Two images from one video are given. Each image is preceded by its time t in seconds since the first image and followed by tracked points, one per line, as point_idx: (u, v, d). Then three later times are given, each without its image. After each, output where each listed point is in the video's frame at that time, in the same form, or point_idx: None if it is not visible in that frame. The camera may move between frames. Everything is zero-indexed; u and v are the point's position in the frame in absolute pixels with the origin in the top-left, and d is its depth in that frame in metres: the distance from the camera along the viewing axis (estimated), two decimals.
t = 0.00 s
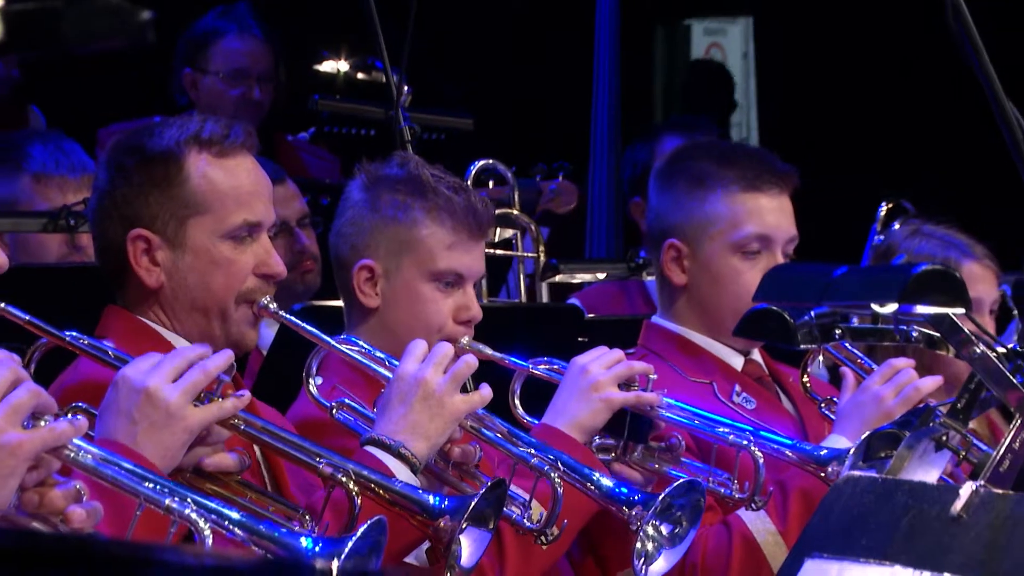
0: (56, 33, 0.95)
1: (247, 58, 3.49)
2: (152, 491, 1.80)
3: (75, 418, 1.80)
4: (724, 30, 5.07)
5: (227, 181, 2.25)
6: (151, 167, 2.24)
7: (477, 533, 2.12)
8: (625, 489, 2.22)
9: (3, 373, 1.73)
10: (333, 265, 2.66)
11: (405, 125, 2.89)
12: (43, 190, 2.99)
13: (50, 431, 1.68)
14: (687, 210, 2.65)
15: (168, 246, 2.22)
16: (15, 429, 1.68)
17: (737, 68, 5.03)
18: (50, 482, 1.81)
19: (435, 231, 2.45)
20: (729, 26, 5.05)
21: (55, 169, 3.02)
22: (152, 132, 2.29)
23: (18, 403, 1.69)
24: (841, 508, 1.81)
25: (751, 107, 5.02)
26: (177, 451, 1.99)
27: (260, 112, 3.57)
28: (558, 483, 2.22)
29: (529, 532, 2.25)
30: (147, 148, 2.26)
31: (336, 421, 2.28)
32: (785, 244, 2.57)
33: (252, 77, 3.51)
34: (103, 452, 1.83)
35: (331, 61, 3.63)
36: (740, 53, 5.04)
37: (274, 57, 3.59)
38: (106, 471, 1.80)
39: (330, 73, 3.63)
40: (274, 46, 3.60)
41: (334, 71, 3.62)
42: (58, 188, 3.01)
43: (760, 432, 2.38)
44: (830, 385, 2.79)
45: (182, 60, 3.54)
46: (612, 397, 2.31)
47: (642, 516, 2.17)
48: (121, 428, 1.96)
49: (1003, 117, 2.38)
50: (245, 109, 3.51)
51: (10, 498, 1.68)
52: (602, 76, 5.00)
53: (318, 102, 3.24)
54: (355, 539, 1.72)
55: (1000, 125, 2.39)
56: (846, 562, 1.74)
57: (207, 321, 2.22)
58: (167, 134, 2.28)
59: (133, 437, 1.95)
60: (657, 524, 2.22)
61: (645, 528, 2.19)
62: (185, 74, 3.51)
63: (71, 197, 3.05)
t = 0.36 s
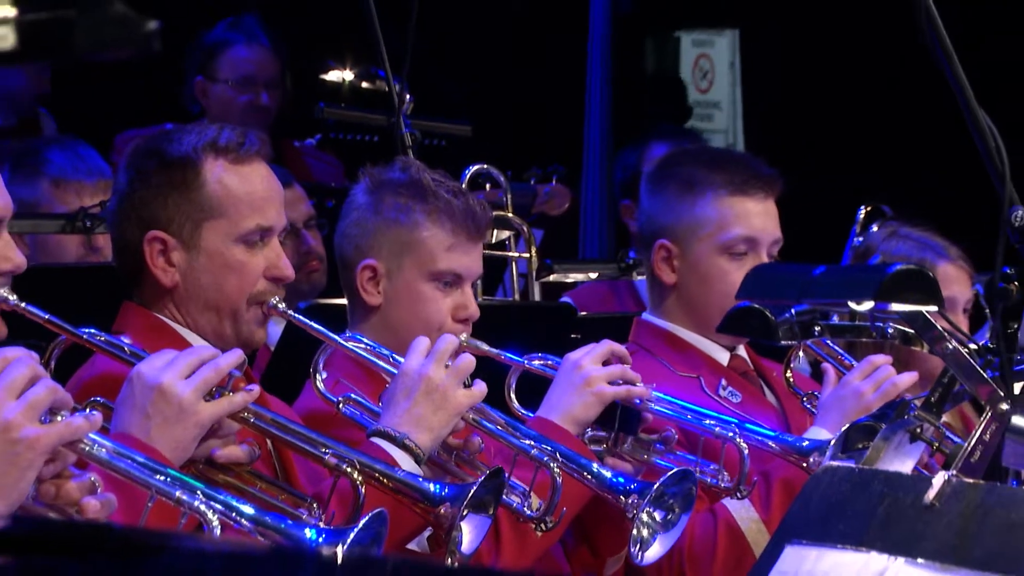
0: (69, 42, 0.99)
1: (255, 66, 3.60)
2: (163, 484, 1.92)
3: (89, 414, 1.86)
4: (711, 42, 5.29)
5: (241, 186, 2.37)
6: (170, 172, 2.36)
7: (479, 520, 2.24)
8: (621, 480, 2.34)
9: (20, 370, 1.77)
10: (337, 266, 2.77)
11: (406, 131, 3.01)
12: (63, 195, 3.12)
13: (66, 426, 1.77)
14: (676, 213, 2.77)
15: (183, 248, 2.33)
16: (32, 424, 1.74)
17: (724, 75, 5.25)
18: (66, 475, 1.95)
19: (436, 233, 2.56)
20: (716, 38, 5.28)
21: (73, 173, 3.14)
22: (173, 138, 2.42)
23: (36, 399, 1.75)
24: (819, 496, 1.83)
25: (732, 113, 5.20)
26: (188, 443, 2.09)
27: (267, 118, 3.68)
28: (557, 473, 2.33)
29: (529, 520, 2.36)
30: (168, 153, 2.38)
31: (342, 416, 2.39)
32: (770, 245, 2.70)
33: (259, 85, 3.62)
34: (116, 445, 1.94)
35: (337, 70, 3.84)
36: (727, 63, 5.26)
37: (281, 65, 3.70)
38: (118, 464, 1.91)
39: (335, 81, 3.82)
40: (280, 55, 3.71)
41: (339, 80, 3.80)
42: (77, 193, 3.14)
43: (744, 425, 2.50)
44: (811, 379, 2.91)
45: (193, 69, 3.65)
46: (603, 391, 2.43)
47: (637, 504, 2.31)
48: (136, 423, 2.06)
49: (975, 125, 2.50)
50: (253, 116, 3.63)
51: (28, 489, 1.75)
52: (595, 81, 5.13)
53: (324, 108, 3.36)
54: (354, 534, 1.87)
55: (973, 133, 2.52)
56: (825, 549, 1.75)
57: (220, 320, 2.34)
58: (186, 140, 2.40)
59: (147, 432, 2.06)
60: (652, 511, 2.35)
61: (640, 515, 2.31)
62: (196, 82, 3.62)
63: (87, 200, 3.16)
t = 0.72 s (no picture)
0: (89, 49, 1.00)
1: (269, 78, 3.73)
2: (178, 475, 2.03)
3: (107, 407, 1.95)
4: (702, 53, 5.38)
5: (254, 191, 2.49)
6: (185, 176, 2.48)
7: (483, 503, 2.35)
8: (615, 469, 2.45)
9: (42, 365, 1.87)
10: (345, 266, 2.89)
11: (412, 138, 3.13)
12: (84, 199, 3.24)
13: (85, 419, 1.86)
14: (670, 215, 2.88)
15: (198, 249, 2.45)
16: (52, 417, 1.84)
17: (715, 87, 5.38)
18: (85, 465, 2.05)
19: (439, 235, 2.68)
20: (708, 49, 5.37)
21: (95, 178, 3.27)
22: (188, 144, 2.53)
23: (58, 393, 1.85)
24: (806, 486, 2.13)
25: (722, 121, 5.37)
26: (205, 436, 2.21)
27: (280, 128, 3.80)
28: (554, 463, 2.46)
29: (528, 507, 2.50)
30: (183, 158, 2.50)
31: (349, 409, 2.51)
32: (759, 246, 2.82)
33: (272, 96, 3.75)
34: (133, 437, 2.05)
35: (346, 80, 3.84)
36: (718, 74, 5.38)
37: (294, 76, 3.83)
38: (136, 455, 2.02)
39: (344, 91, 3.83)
40: (293, 66, 3.84)
41: (349, 90, 3.82)
42: (98, 198, 3.26)
43: (734, 418, 2.61)
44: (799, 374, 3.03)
45: (210, 79, 3.78)
46: (598, 386, 2.55)
47: (630, 492, 2.41)
48: (155, 415, 2.18)
49: (954, 131, 2.62)
50: (267, 125, 3.75)
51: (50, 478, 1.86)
52: (592, 86, 5.25)
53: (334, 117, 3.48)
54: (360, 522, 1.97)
55: (952, 138, 2.63)
56: (811, 536, 2.04)
57: (233, 318, 2.46)
58: (201, 146, 2.52)
59: (166, 424, 2.17)
60: (645, 499, 2.47)
61: (634, 503, 2.43)
62: (212, 92, 3.75)
63: (107, 204, 3.28)
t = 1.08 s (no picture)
0: (110, 55, 1.14)
1: (277, 86, 3.85)
2: (190, 480, 2.09)
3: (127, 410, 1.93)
4: (692, 63, 5.60)
5: (265, 194, 2.60)
6: (199, 180, 2.59)
7: (484, 492, 2.43)
8: (609, 464, 2.58)
9: (64, 368, 1.86)
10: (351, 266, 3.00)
11: (416, 143, 3.24)
12: (102, 202, 3.35)
13: (106, 421, 1.87)
14: (664, 217, 3.00)
15: (212, 250, 2.56)
16: (74, 419, 1.85)
17: (706, 95, 5.58)
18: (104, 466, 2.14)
19: (442, 236, 2.79)
20: (698, 59, 5.58)
21: (112, 181, 3.38)
22: (203, 149, 2.65)
23: (78, 397, 1.85)
24: (794, 476, 2.25)
25: (713, 128, 5.54)
26: (218, 429, 2.31)
27: (289, 134, 3.92)
28: (551, 457, 2.56)
29: (525, 499, 2.58)
30: (197, 163, 2.62)
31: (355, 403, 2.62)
32: (749, 247, 2.94)
33: (281, 103, 3.87)
34: (149, 440, 2.12)
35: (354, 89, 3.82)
36: (708, 83, 5.58)
37: (301, 84, 3.95)
38: (151, 458, 2.10)
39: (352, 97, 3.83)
40: (301, 75, 3.95)
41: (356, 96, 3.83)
42: (115, 201, 3.37)
43: (725, 414, 2.72)
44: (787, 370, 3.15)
45: (220, 86, 3.90)
46: (595, 381, 2.65)
47: (623, 485, 2.54)
48: (169, 409, 2.28)
49: (935, 136, 2.74)
50: (276, 131, 3.87)
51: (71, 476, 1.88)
52: (586, 92, 5.37)
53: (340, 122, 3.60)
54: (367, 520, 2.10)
55: (933, 143, 2.76)
56: (798, 524, 2.18)
57: (245, 316, 2.57)
58: (215, 151, 2.63)
59: (179, 417, 2.27)
60: (638, 492, 2.57)
61: (626, 496, 2.55)
62: (223, 99, 3.86)
63: (124, 207, 3.39)
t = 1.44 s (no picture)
0: (134, 72, 1.03)
1: (288, 99, 3.98)
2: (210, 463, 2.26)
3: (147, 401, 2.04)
4: (684, 75, 5.98)
5: (278, 200, 2.73)
6: (215, 187, 2.73)
7: (488, 486, 2.59)
8: (611, 446, 2.69)
9: (87, 361, 1.99)
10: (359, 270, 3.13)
11: (421, 152, 3.37)
12: (121, 210, 3.49)
13: (126, 411, 1.99)
14: (657, 224, 3.12)
15: (229, 252, 2.70)
16: (96, 409, 1.97)
17: (697, 106, 5.96)
18: (127, 455, 2.27)
19: (443, 238, 2.92)
20: (689, 72, 5.96)
21: (130, 189, 3.52)
22: (218, 157, 2.78)
23: (96, 386, 1.96)
24: (787, 474, 2.39)
25: (704, 135, 5.89)
26: (234, 423, 2.44)
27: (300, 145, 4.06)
28: (558, 443, 2.69)
29: (534, 485, 2.69)
30: (212, 171, 2.75)
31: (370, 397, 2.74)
32: (741, 251, 3.06)
33: (292, 116, 4.00)
34: (170, 427, 2.28)
35: (361, 99, 4.12)
36: (699, 93, 5.96)
37: (311, 97, 4.09)
38: (171, 444, 2.26)
39: (359, 108, 4.12)
40: (310, 87, 4.09)
41: (363, 107, 4.11)
42: (134, 208, 3.51)
43: (720, 405, 2.85)
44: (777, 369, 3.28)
45: (234, 99, 4.04)
46: (596, 375, 2.78)
47: (628, 468, 2.66)
48: (188, 404, 2.41)
49: (919, 145, 2.86)
50: (288, 142, 4.00)
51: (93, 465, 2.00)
52: (585, 102, 5.46)
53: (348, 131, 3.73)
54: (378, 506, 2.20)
55: (917, 150, 2.88)
56: (790, 517, 2.29)
57: (261, 315, 2.70)
58: (229, 159, 2.77)
59: (198, 411, 2.40)
60: (642, 475, 2.70)
61: (632, 478, 2.67)
62: (236, 112, 4.00)
63: (141, 213, 3.53)
